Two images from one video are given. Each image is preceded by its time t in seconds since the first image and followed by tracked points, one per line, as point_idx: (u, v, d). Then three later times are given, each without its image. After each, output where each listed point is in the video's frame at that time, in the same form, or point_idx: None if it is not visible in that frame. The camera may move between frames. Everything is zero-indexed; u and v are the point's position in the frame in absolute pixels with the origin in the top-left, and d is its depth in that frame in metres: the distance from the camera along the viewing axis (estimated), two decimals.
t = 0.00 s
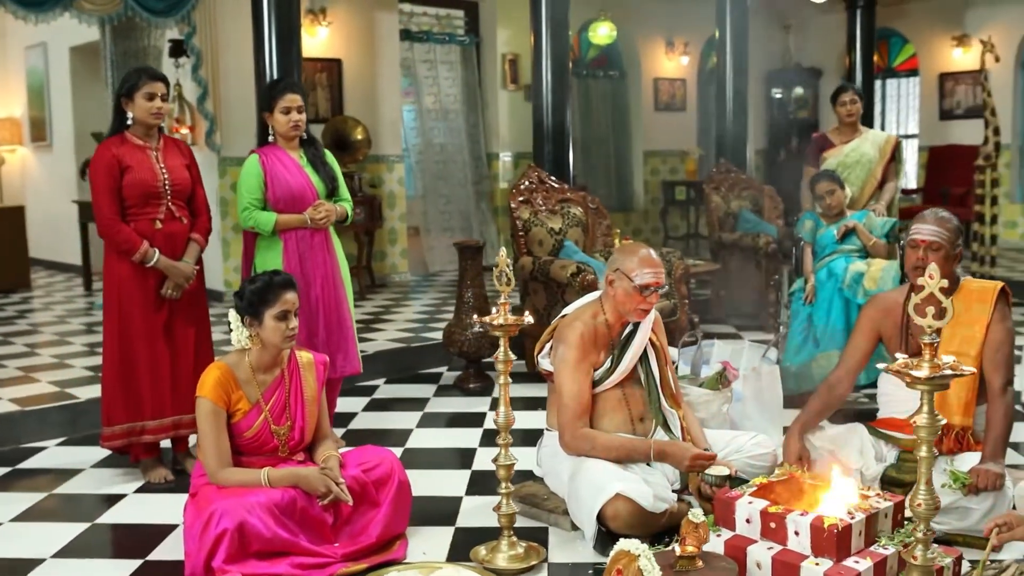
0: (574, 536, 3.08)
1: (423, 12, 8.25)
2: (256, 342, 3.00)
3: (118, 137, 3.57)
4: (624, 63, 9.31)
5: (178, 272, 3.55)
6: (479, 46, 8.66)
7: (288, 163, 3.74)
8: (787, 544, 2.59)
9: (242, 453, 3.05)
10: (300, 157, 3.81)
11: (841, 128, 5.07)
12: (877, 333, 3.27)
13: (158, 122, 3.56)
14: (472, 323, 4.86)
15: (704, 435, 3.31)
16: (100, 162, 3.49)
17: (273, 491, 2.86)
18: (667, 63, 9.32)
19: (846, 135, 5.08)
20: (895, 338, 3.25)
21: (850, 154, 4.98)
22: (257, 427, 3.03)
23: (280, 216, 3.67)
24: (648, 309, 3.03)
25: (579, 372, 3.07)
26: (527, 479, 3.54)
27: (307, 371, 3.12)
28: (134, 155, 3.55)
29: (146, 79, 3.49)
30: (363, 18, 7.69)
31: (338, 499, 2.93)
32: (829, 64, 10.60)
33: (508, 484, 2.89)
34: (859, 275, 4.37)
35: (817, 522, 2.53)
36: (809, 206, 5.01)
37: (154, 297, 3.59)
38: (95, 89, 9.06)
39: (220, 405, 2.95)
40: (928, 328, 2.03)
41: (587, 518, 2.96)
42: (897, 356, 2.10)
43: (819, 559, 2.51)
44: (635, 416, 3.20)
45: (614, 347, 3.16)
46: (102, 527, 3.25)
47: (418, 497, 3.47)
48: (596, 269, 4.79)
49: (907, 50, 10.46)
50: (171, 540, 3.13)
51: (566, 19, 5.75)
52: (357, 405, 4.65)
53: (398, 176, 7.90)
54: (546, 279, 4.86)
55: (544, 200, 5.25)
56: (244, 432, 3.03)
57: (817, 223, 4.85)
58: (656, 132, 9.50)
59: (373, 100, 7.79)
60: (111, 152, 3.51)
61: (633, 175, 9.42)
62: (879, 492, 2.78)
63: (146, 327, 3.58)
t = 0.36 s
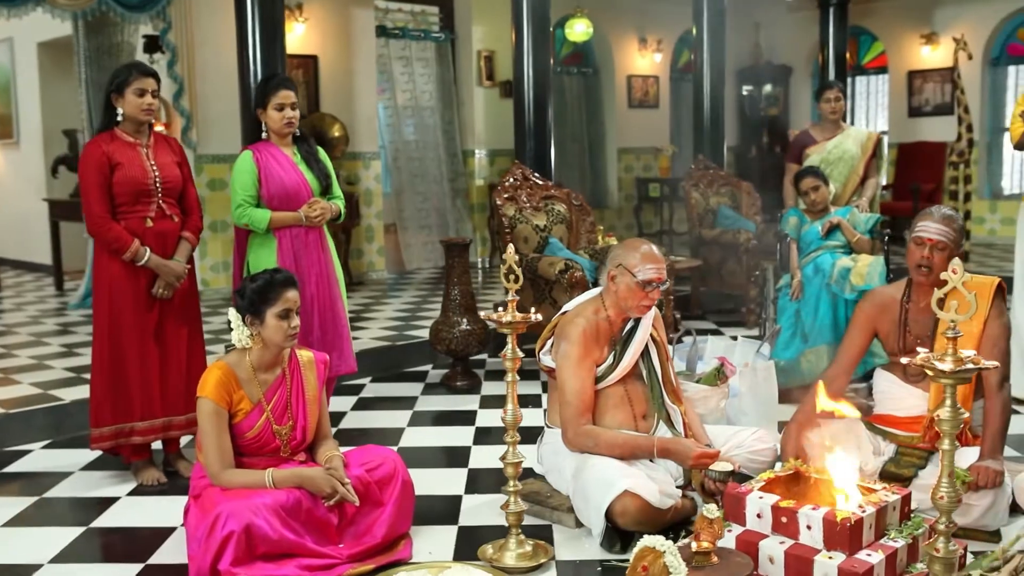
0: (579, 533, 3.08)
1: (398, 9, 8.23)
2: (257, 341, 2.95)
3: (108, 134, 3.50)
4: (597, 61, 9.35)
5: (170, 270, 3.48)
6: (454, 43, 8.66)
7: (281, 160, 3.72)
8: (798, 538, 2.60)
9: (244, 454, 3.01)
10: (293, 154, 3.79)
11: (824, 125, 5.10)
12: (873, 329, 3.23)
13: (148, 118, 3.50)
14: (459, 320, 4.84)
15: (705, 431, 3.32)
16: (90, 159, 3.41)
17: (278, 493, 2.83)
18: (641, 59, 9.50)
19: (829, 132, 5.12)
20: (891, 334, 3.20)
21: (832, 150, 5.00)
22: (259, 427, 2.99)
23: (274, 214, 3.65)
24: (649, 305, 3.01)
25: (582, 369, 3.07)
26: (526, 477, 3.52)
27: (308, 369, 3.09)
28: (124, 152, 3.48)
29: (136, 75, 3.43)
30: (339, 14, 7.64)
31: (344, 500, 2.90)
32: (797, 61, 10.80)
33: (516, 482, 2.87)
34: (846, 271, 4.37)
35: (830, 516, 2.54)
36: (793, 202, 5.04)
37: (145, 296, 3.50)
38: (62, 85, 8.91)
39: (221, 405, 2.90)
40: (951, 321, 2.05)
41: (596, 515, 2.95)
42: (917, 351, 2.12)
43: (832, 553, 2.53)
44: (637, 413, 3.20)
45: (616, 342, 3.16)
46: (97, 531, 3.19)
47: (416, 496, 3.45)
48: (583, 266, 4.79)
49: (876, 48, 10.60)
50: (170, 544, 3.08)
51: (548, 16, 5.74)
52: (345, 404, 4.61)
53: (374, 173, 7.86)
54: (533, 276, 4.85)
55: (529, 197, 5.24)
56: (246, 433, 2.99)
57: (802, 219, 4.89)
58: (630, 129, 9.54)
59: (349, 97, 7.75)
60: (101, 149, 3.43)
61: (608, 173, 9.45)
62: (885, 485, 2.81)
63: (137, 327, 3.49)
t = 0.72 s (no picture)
0: (598, 533, 3.08)
1: (387, 8, 8.18)
2: (275, 343, 2.92)
3: (115, 134, 3.46)
4: (585, 61, 9.39)
5: (181, 271, 3.48)
6: (442, 42, 8.72)
7: (291, 160, 3.73)
8: (826, 536, 2.60)
9: (262, 457, 2.98)
10: (302, 154, 3.80)
11: (820, 124, 5.11)
12: (889, 326, 3.27)
13: (156, 118, 3.46)
14: (460, 320, 4.82)
15: (721, 430, 3.31)
16: (98, 158, 3.38)
17: (299, 496, 2.80)
18: (628, 59, 9.50)
19: (825, 131, 5.12)
20: (907, 331, 3.25)
21: (829, 149, 5.02)
22: (277, 430, 2.96)
23: (284, 214, 3.66)
24: (669, 304, 3.01)
25: (602, 370, 3.04)
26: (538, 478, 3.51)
27: (324, 371, 3.06)
28: (133, 152, 3.45)
29: (145, 74, 3.38)
30: (330, 13, 7.60)
31: (365, 502, 2.88)
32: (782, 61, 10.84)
33: (538, 484, 2.86)
34: (849, 269, 4.38)
35: (858, 513, 2.55)
36: (791, 202, 5.06)
37: (156, 297, 3.51)
38: (46, 86, 8.82)
39: (240, 408, 2.87)
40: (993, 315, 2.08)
41: (618, 515, 2.95)
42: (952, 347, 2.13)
43: (861, 550, 2.53)
44: (655, 413, 3.20)
45: (634, 343, 3.14)
46: (108, 537, 3.15)
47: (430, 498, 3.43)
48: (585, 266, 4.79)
49: (860, 48, 10.68)
50: (186, 549, 3.05)
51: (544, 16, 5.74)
52: (347, 406, 4.58)
53: (364, 173, 7.83)
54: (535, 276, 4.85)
55: (527, 197, 5.23)
56: (264, 436, 2.96)
57: (802, 217, 4.89)
58: (618, 129, 9.55)
59: (339, 97, 7.73)
60: (110, 149, 3.40)
61: (595, 172, 9.50)
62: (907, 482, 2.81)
63: (148, 328, 3.49)
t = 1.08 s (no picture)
0: (617, 533, 3.07)
1: (376, 7, 8.18)
2: (292, 344, 2.89)
3: (121, 132, 3.41)
4: (572, 60, 9.41)
5: (189, 272, 3.43)
6: (431, 41, 8.71)
7: (298, 160, 3.70)
8: (852, 534, 2.60)
9: (278, 460, 2.95)
10: (308, 153, 3.78)
11: (816, 124, 5.11)
12: (902, 324, 3.29)
13: (162, 116, 3.41)
14: (460, 320, 4.81)
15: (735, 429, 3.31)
16: (104, 159, 3.32)
17: (319, 499, 2.77)
18: (614, 59, 9.52)
19: (821, 130, 5.12)
20: (920, 327, 3.25)
21: (826, 149, 5.02)
22: (294, 433, 2.93)
23: (291, 214, 3.63)
24: (686, 303, 3.01)
25: (619, 369, 3.02)
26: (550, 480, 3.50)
27: (339, 372, 3.03)
28: (139, 151, 3.39)
29: (151, 71, 3.33)
30: (319, 12, 7.56)
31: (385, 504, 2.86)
32: (767, 61, 10.85)
33: (560, 484, 2.84)
34: (850, 268, 4.42)
35: (885, 511, 2.55)
36: (789, 201, 5.07)
37: (162, 298, 3.45)
38: (27, 84, 8.72)
39: (257, 410, 2.84)
40: None
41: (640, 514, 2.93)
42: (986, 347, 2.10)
43: (888, 548, 2.53)
44: (672, 412, 3.19)
45: (650, 342, 3.13)
46: (119, 542, 3.10)
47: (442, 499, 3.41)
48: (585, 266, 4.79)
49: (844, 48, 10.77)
50: (200, 553, 3.00)
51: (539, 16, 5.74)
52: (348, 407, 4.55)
53: (354, 173, 7.81)
54: (536, 276, 4.85)
55: (525, 196, 5.24)
56: (281, 438, 2.92)
57: (800, 216, 4.90)
58: (605, 129, 9.57)
59: (328, 96, 7.70)
60: (116, 147, 3.35)
61: (582, 171, 9.52)
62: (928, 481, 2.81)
63: (155, 330, 3.43)
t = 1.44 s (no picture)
0: (632, 536, 3.06)
1: (360, 8, 8.19)
2: (306, 347, 2.86)
3: (122, 133, 3.34)
4: (555, 62, 9.43)
5: (191, 275, 3.36)
6: (415, 43, 8.71)
7: (300, 161, 3.65)
8: (873, 535, 2.60)
9: (290, 465, 2.91)
10: (309, 154, 3.73)
11: (808, 126, 5.12)
12: (909, 323, 3.28)
13: (164, 117, 3.34)
14: (456, 322, 4.78)
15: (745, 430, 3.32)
16: (105, 160, 3.26)
17: (335, 504, 2.73)
18: (597, 61, 9.53)
19: (814, 132, 5.12)
20: (927, 327, 3.25)
21: (819, 151, 5.03)
22: (307, 438, 2.90)
23: (293, 216, 3.58)
24: (699, 305, 3.00)
25: (633, 371, 3.00)
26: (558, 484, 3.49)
27: (351, 376, 2.99)
28: (140, 152, 3.33)
29: (152, 71, 3.26)
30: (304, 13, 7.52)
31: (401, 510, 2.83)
32: (747, 63, 11.02)
33: (577, 487, 2.83)
34: (847, 269, 4.45)
35: (907, 512, 2.55)
36: (783, 203, 5.08)
37: (163, 301, 3.38)
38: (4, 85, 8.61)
39: (271, 415, 2.80)
40: None
41: (657, 517, 2.93)
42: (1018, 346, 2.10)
43: (910, 549, 2.54)
44: (683, 413, 3.19)
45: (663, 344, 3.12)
46: (125, 549, 3.05)
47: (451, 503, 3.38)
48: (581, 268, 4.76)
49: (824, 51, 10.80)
50: (209, 561, 2.95)
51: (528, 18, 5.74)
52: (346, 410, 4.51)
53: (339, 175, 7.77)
54: (533, 278, 4.80)
55: (519, 198, 5.22)
56: (293, 443, 2.89)
57: (795, 218, 4.92)
58: (589, 131, 9.60)
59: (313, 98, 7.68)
60: (117, 148, 3.28)
61: (565, 173, 9.54)
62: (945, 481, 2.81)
63: (157, 334, 3.37)
